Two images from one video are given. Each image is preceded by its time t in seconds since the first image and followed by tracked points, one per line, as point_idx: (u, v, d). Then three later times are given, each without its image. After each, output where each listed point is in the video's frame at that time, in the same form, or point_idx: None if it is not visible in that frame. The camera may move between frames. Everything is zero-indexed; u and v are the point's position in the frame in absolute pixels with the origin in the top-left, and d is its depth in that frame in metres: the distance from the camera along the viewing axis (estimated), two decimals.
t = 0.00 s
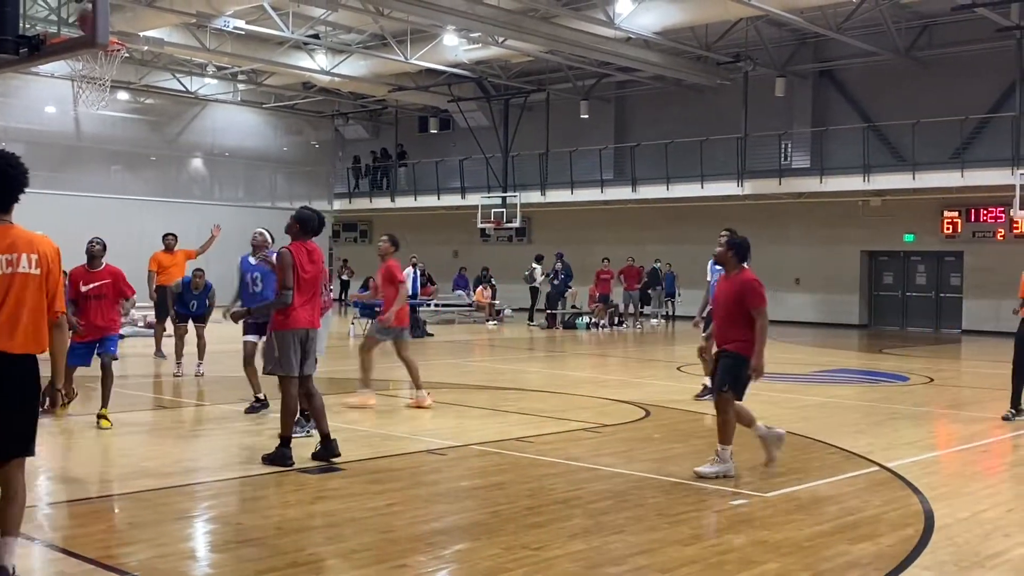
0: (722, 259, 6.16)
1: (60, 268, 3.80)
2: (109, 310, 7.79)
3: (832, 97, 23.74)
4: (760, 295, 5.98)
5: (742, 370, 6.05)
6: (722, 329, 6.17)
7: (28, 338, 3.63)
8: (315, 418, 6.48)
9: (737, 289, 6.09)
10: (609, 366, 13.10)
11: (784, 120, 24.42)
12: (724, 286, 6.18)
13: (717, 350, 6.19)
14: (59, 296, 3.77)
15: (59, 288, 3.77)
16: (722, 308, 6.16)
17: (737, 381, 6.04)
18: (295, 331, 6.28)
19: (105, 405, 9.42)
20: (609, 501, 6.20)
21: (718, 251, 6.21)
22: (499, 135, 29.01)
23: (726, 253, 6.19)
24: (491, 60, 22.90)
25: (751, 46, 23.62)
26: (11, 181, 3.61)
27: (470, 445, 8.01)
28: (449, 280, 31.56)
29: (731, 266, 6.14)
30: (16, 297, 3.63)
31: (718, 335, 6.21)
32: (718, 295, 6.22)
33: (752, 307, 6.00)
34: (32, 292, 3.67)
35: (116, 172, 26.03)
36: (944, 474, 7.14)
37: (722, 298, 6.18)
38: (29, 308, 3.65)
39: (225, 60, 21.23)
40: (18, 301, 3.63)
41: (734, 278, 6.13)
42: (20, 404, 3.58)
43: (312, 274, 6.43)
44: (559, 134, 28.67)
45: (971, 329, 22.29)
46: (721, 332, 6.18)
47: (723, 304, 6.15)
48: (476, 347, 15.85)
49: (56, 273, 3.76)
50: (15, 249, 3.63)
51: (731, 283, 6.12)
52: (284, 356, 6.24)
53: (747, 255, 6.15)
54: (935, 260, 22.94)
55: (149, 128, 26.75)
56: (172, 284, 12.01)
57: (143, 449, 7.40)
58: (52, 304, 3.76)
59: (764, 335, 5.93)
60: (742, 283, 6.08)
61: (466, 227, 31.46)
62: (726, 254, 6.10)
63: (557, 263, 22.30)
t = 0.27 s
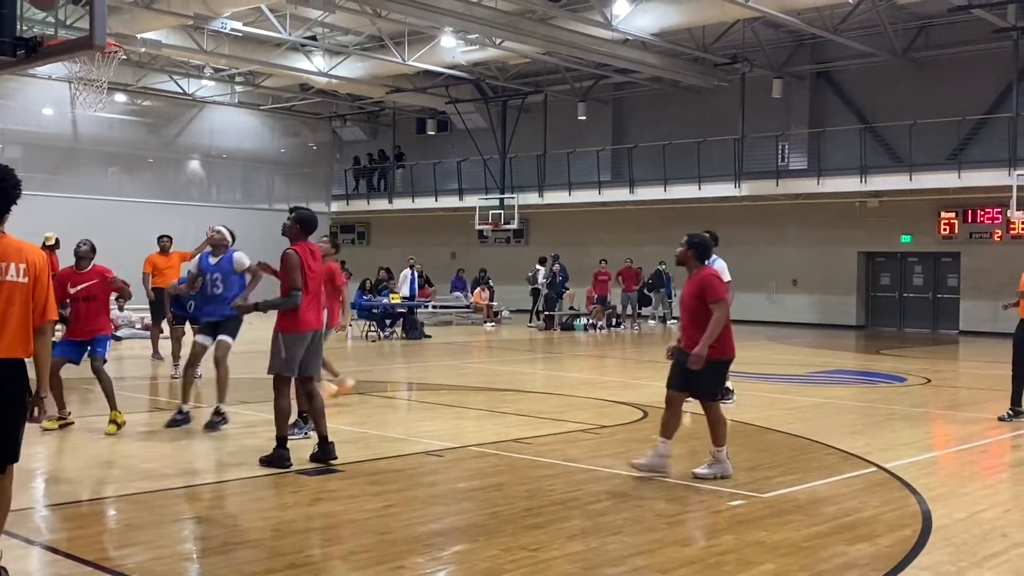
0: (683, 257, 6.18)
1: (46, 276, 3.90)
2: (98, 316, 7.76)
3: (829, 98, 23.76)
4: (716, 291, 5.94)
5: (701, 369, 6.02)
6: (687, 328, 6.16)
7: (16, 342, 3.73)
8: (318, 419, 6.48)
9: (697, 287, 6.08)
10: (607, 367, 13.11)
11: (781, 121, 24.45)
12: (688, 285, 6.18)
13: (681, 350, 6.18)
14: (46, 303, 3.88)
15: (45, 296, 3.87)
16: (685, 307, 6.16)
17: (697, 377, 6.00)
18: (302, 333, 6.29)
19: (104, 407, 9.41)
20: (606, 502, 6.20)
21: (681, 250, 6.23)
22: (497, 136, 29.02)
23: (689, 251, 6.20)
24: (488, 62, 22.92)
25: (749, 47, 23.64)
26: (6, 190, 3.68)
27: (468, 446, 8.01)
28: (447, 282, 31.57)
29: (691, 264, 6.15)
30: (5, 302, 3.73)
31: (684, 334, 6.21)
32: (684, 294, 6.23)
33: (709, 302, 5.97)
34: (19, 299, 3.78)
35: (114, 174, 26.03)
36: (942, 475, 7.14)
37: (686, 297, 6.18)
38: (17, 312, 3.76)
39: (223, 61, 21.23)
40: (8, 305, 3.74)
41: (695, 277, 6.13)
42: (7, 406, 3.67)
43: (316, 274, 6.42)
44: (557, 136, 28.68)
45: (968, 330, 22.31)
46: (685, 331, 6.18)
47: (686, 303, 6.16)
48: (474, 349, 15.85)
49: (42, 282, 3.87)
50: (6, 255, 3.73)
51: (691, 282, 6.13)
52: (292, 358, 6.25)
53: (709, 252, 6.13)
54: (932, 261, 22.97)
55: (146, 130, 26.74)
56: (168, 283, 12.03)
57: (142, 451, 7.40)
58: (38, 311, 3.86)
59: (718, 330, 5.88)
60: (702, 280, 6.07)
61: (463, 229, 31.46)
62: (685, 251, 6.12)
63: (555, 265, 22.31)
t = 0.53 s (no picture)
0: (646, 259, 6.09)
1: (39, 270, 3.90)
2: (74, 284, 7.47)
3: (828, 98, 23.77)
4: (684, 294, 5.89)
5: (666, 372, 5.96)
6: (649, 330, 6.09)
7: (8, 338, 3.75)
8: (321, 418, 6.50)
9: (662, 289, 6.01)
10: (606, 367, 13.11)
11: (780, 121, 24.46)
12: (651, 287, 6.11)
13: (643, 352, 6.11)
14: (39, 297, 3.89)
15: (39, 290, 3.88)
16: (648, 309, 6.09)
17: (662, 379, 5.92)
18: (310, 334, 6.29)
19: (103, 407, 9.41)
20: (606, 502, 6.20)
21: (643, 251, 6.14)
22: (496, 136, 29.02)
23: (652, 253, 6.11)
24: (487, 62, 22.92)
25: (748, 47, 23.66)
26: None
27: (467, 446, 8.00)
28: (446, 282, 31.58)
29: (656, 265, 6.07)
30: None
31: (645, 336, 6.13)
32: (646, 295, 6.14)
33: (676, 303, 5.91)
34: (11, 293, 3.79)
35: (113, 174, 26.03)
36: (942, 475, 7.14)
37: (649, 299, 6.10)
38: (7, 307, 3.77)
39: (222, 61, 21.23)
40: None
41: (660, 279, 6.06)
42: None
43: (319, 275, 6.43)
44: (556, 136, 28.69)
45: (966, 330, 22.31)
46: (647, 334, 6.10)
47: (649, 305, 6.08)
48: (473, 349, 15.85)
49: (36, 276, 3.88)
50: None
51: (656, 284, 6.05)
52: (302, 358, 6.26)
53: (672, 252, 6.07)
54: (931, 261, 22.97)
55: (145, 130, 26.73)
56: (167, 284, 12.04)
57: (140, 451, 7.39)
58: (32, 306, 3.88)
59: (684, 332, 5.82)
60: (667, 283, 6.00)
61: (462, 229, 31.46)
62: (649, 252, 6.03)
63: (554, 265, 22.32)
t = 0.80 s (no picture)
0: (625, 255, 5.99)
1: (27, 264, 3.94)
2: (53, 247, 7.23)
3: (828, 97, 23.78)
4: (668, 290, 5.82)
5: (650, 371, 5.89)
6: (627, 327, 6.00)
7: None
8: (323, 418, 6.56)
9: (643, 285, 5.93)
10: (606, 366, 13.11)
11: (779, 120, 24.47)
12: (630, 283, 6.01)
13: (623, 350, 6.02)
14: (26, 293, 3.93)
15: (25, 284, 3.91)
16: (627, 305, 5.99)
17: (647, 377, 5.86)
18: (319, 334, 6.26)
19: (103, 406, 9.41)
20: (605, 501, 6.20)
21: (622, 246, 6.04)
22: (496, 135, 29.01)
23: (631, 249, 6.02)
24: (487, 61, 22.92)
25: (748, 46, 23.65)
26: None
27: (467, 445, 8.00)
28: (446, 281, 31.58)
29: (637, 261, 5.98)
30: None
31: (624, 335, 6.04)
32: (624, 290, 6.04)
33: (661, 300, 5.84)
34: None
35: (113, 173, 26.03)
36: (941, 474, 7.14)
37: (628, 294, 6.01)
38: None
39: (221, 60, 21.22)
40: None
41: (640, 274, 5.97)
42: None
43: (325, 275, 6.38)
44: (556, 135, 28.68)
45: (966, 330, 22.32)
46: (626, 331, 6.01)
47: (628, 302, 5.98)
48: (473, 348, 15.85)
49: (21, 271, 3.91)
50: None
51: (636, 280, 5.95)
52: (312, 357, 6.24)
53: (651, 248, 5.98)
54: (931, 260, 22.97)
55: (145, 128, 26.72)
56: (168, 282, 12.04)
57: (140, 450, 7.39)
58: (20, 301, 3.92)
59: (673, 329, 5.77)
60: (648, 279, 5.92)
61: (462, 228, 31.46)
62: (628, 248, 5.93)
63: (554, 264, 22.33)
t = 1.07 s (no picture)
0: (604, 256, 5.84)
1: (22, 260, 3.98)
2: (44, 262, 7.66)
3: (827, 94, 23.78)
4: (639, 292, 5.63)
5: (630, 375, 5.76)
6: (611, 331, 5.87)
7: None
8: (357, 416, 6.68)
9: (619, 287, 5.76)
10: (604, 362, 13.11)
11: (779, 116, 24.47)
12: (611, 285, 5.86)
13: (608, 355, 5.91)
14: (20, 290, 3.97)
15: (21, 280, 3.96)
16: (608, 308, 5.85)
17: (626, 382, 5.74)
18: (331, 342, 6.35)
19: (102, 401, 9.41)
20: (604, 497, 6.20)
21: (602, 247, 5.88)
22: (495, 131, 29.00)
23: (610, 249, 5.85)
24: (486, 57, 22.90)
25: (748, 43, 23.63)
26: None
27: (466, 441, 8.00)
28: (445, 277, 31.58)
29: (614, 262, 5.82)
30: None
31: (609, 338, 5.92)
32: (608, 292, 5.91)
33: (630, 304, 5.65)
34: None
35: (112, 169, 26.01)
36: (940, 471, 7.15)
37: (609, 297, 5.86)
38: None
39: (221, 56, 21.19)
40: None
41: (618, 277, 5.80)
42: None
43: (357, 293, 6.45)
44: (555, 132, 28.67)
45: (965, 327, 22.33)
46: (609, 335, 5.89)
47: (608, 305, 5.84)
48: (472, 344, 15.86)
49: (18, 267, 3.96)
50: None
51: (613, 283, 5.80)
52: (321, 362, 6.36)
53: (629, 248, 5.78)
54: (930, 257, 22.97)
55: (145, 124, 26.68)
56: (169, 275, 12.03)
57: (139, 445, 7.39)
58: (14, 293, 3.94)
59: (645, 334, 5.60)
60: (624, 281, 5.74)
61: (462, 224, 31.45)
62: (604, 250, 5.78)
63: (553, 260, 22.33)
